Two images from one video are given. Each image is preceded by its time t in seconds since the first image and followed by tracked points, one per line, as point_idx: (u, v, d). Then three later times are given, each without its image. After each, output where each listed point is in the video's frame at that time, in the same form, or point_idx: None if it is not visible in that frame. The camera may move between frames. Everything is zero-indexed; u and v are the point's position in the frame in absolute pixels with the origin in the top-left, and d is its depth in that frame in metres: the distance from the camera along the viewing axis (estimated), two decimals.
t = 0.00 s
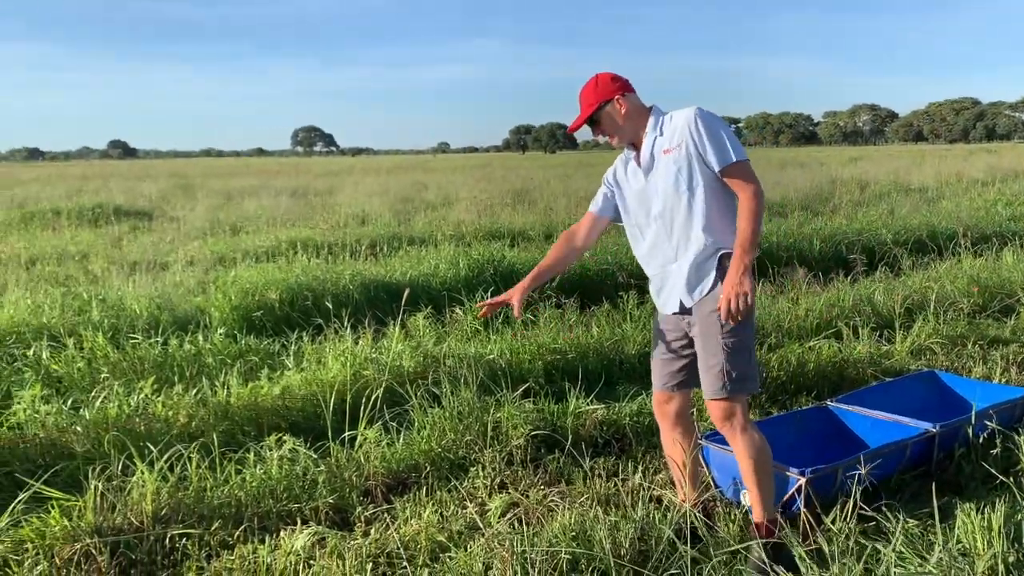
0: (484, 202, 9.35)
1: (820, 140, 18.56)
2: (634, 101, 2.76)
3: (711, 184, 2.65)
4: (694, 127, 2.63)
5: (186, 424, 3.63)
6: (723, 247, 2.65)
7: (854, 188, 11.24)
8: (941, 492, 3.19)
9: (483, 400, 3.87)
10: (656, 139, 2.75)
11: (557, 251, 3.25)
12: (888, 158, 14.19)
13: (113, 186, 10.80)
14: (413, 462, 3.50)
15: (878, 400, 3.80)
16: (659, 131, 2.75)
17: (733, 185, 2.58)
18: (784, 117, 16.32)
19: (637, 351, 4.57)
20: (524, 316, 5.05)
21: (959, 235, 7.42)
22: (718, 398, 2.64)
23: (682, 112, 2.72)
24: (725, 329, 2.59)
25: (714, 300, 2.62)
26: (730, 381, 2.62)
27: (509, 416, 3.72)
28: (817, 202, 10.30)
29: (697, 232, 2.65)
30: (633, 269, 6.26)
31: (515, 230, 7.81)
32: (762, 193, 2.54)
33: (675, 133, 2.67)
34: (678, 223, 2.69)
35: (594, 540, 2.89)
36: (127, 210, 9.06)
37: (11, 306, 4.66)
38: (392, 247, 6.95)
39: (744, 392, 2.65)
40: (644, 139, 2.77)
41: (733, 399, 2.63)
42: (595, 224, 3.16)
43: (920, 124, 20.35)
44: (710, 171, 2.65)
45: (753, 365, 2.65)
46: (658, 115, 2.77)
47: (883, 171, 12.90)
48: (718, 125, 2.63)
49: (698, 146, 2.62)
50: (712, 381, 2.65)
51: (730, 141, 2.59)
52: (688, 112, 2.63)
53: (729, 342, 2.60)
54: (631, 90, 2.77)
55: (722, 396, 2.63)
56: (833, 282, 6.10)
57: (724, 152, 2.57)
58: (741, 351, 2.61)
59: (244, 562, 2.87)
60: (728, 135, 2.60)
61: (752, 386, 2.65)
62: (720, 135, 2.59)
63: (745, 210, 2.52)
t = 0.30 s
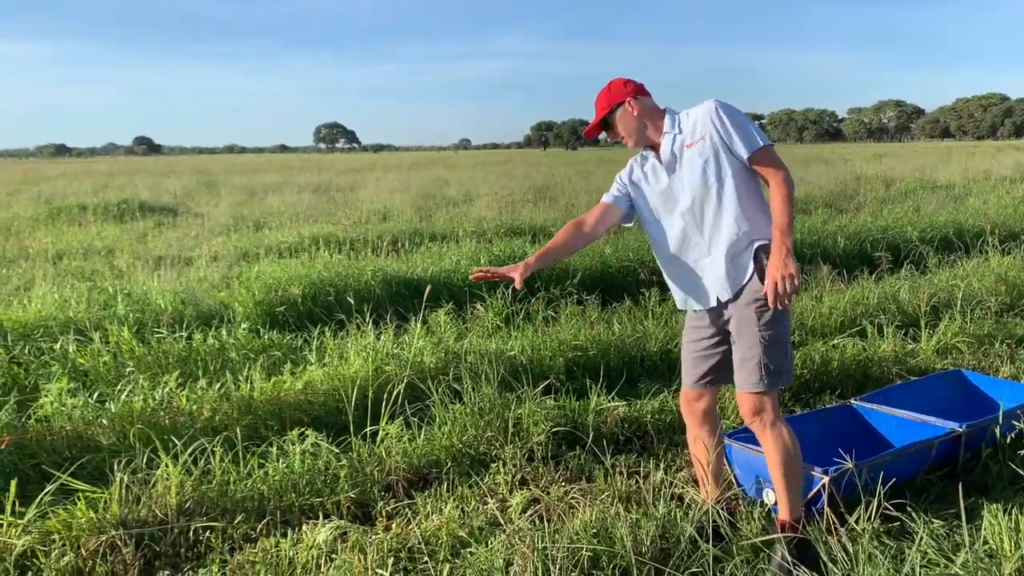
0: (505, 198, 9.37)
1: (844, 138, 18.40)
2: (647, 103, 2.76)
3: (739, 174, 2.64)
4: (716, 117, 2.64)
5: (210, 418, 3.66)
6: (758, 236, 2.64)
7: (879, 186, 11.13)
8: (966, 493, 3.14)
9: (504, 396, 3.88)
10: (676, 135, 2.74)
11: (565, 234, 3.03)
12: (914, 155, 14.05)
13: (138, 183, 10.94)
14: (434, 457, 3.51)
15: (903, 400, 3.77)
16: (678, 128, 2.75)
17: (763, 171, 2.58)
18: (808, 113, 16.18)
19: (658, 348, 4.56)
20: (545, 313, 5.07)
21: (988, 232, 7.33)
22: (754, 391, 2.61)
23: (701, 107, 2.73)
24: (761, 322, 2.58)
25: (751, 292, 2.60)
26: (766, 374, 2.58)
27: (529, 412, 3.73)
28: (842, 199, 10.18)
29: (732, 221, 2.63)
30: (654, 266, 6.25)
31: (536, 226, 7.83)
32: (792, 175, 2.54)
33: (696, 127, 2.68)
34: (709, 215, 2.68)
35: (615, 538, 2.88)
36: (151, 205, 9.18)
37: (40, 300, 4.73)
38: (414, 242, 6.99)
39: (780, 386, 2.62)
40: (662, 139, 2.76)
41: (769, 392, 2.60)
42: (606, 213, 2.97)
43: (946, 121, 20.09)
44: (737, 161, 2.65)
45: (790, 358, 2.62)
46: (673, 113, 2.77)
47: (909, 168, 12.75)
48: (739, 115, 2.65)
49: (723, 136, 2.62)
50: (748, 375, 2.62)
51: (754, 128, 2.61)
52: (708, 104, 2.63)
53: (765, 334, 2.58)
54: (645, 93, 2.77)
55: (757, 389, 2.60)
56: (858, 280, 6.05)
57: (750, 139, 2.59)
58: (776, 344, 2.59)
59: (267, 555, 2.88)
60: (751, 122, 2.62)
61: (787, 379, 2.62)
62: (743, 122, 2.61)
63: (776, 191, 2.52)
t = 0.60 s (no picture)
0: (520, 197, 9.37)
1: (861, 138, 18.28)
2: (664, 111, 2.77)
3: (760, 172, 2.64)
4: (732, 117, 2.65)
5: (226, 415, 3.68)
6: (788, 235, 2.63)
7: (896, 186, 11.05)
8: (986, 496, 3.12)
9: (519, 395, 3.89)
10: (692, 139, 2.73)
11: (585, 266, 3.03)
12: (932, 155, 13.95)
13: (155, 182, 11.02)
14: (449, 455, 3.52)
15: (921, 400, 3.74)
16: (693, 131, 2.74)
17: (785, 166, 2.59)
18: (825, 112, 16.07)
19: (674, 348, 4.55)
20: (561, 312, 5.08)
21: (1008, 233, 7.26)
22: (795, 394, 2.57)
23: (714, 109, 2.74)
24: (797, 324, 2.55)
25: (787, 294, 2.57)
26: (807, 375, 2.55)
27: (544, 411, 3.73)
28: (860, 199, 10.11)
29: (758, 220, 2.62)
30: (670, 265, 6.23)
31: (551, 225, 7.83)
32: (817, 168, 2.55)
33: (712, 129, 2.68)
34: (734, 214, 2.66)
35: (630, 538, 2.87)
36: (168, 203, 9.25)
37: (59, 297, 4.78)
38: (429, 241, 7.01)
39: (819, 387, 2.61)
40: (679, 144, 2.74)
41: (807, 395, 2.58)
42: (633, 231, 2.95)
43: (966, 120, 19.91)
44: (756, 159, 2.66)
45: (827, 358, 2.61)
46: (687, 117, 2.77)
47: (927, 168, 12.64)
48: (755, 114, 2.67)
49: (741, 135, 2.63)
50: (785, 379, 2.58)
51: (770, 125, 2.64)
52: (722, 104, 2.64)
53: (802, 336, 2.56)
54: (661, 101, 2.78)
55: (795, 393, 2.57)
56: (876, 280, 6.01)
57: (768, 135, 2.60)
58: (814, 346, 2.57)
59: (283, 552, 2.90)
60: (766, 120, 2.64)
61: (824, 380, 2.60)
62: (759, 120, 2.63)
63: (808, 188, 2.50)
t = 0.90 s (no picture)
0: (526, 198, 9.38)
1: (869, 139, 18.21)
2: (681, 114, 2.77)
3: (772, 181, 2.61)
4: (745, 124, 2.60)
5: (234, 415, 3.69)
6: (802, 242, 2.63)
7: (904, 189, 11.02)
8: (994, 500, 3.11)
9: (526, 396, 3.89)
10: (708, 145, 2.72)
11: (634, 298, 3.21)
12: (940, 157, 13.89)
13: (163, 182, 11.07)
14: (456, 457, 3.52)
15: (928, 404, 3.74)
16: (708, 137, 2.72)
17: (797, 176, 2.53)
18: (834, 113, 16.02)
19: (681, 350, 4.55)
20: (568, 313, 5.08)
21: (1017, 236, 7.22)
22: (807, 404, 2.58)
23: (729, 113, 2.68)
24: (812, 333, 2.56)
25: (800, 304, 2.58)
26: (821, 385, 2.56)
27: (551, 413, 3.73)
28: (868, 201, 10.08)
29: (769, 230, 2.61)
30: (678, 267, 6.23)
31: (558, 226, 7.83)
32: (831, 177, 2.49)
33: (725, 136, 2.64)
34: (745, 225, 2.66)
35: (637, 540, 2.87)
36: (176, 203, 9.29)
37: (68, 296, 4.80)
38: (436, 241, 7.02)
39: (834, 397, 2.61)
40: (695, 149, 2.73)
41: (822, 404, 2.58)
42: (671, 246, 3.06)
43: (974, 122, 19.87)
44: (770, 167, 2.61)
45: (842, 369, 2.61)
46: (703, 121, 2.75)
47: (936, 170, 12.59)
48: (769, 119, 2.60)
49: (753, 144, 2.58)
50: (800, 387, 2.59)
51: (784, 131, 2.56)
52: (734, 112, 2.59)
53: (816, 346, 2.56)
54: (678, 105, 2.78)
55: (809, 402, 2.58)
56: (885, 283, 6.00)
57: (780, 144, 2.54)
58: (829, 355, 2.57)
59: (290, 553, 2.91)
60: (780, 127, 2.57)
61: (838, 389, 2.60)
62: (772, 128, 2.56)
63: (818, 198, 2.47)
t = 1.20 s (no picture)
0: (521, 202, 9.39)
1: (862, 144, 18.28)
2: (680, 115, 2.79)
3: (761, 190, 2.61)
4: (737, 131, 2.60)
5: (228, 419, 3.69)
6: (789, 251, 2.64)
7: (897, 193, 11.07)
8: (985, 503, 3.12)
9: (520, 400, 3.90)
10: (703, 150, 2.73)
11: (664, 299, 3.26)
12: (933, 162, 13.95)
13: (158, 186, 11.05)
14: (450, 460, 3.52)
15: (920, 407, 3.76)
16: (704, 141, 2.73)
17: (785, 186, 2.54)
18: (827, 118, 16.08)
19: (675, 354, 4.56)
20: (562, 317, 5.09)
21: (1008, 240, 7.27)
22: (795, 411, 2.60)
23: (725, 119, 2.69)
24: (800, 340, 2.57)
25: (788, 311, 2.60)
26: (808, 392, 2.58)
27: (545, 416, 3.73)
28: (861, 205, 10.11)
29: (754, 238, 2.62)
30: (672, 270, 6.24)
31: (553, 230, 7.84)
32: (819, 189, 2.49)
33: (718, 142, 2.65)
34: (733, 231, 2.67)
35: (630, 543, 2.88)
36: (171, 207, 9.28)
37: (62, 300, 4.79)
38: (431, 245, 7.03)
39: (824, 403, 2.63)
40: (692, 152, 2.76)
41: (812, 411, 2.59)
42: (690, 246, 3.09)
43: (967, 126, 19.99)
44: (759, 175, 2.61)
45: (831, 376, 2.62)
46: (702, 125, 2.77)
47: (929, 175, 12.66)
48: (762, 127, 2.59)
49: (744, 152, 2.59)
50: (789, 394, 2.61)
51: (775, 141, 2.55)
52: (727, 118, 2.60)
53: (805, 352, 2.58)
54: (679, 106, 2.80)
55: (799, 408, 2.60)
56: (877, 287, 6.02)
57: (768, 154, 2.54)
58: (818, 362, 2.59)
59: (283, 556, 2.91)
60: (772, 136, 2.56)
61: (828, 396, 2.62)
62: (763, 137, 2.55)
63: (805, 208, 2.48)
